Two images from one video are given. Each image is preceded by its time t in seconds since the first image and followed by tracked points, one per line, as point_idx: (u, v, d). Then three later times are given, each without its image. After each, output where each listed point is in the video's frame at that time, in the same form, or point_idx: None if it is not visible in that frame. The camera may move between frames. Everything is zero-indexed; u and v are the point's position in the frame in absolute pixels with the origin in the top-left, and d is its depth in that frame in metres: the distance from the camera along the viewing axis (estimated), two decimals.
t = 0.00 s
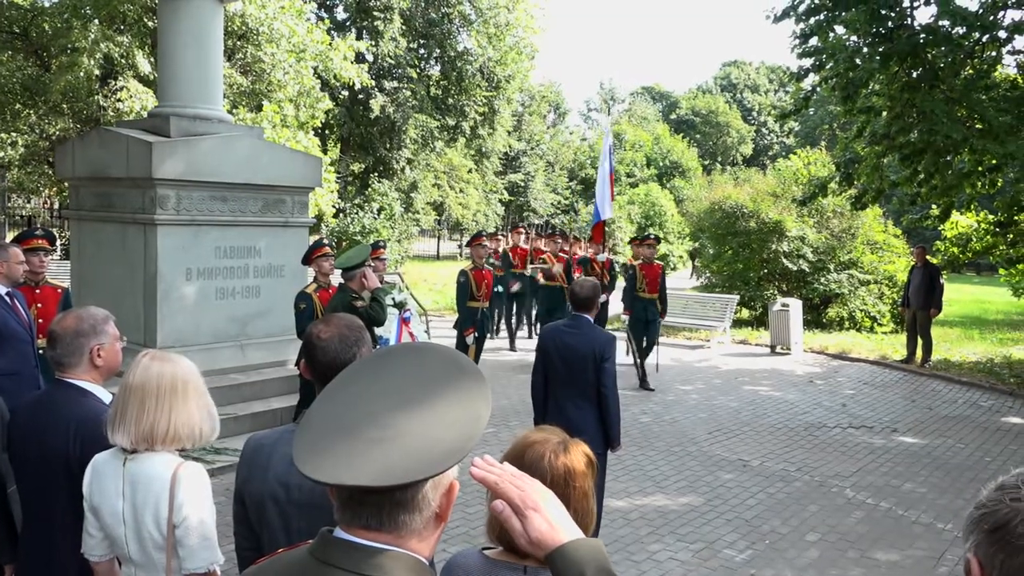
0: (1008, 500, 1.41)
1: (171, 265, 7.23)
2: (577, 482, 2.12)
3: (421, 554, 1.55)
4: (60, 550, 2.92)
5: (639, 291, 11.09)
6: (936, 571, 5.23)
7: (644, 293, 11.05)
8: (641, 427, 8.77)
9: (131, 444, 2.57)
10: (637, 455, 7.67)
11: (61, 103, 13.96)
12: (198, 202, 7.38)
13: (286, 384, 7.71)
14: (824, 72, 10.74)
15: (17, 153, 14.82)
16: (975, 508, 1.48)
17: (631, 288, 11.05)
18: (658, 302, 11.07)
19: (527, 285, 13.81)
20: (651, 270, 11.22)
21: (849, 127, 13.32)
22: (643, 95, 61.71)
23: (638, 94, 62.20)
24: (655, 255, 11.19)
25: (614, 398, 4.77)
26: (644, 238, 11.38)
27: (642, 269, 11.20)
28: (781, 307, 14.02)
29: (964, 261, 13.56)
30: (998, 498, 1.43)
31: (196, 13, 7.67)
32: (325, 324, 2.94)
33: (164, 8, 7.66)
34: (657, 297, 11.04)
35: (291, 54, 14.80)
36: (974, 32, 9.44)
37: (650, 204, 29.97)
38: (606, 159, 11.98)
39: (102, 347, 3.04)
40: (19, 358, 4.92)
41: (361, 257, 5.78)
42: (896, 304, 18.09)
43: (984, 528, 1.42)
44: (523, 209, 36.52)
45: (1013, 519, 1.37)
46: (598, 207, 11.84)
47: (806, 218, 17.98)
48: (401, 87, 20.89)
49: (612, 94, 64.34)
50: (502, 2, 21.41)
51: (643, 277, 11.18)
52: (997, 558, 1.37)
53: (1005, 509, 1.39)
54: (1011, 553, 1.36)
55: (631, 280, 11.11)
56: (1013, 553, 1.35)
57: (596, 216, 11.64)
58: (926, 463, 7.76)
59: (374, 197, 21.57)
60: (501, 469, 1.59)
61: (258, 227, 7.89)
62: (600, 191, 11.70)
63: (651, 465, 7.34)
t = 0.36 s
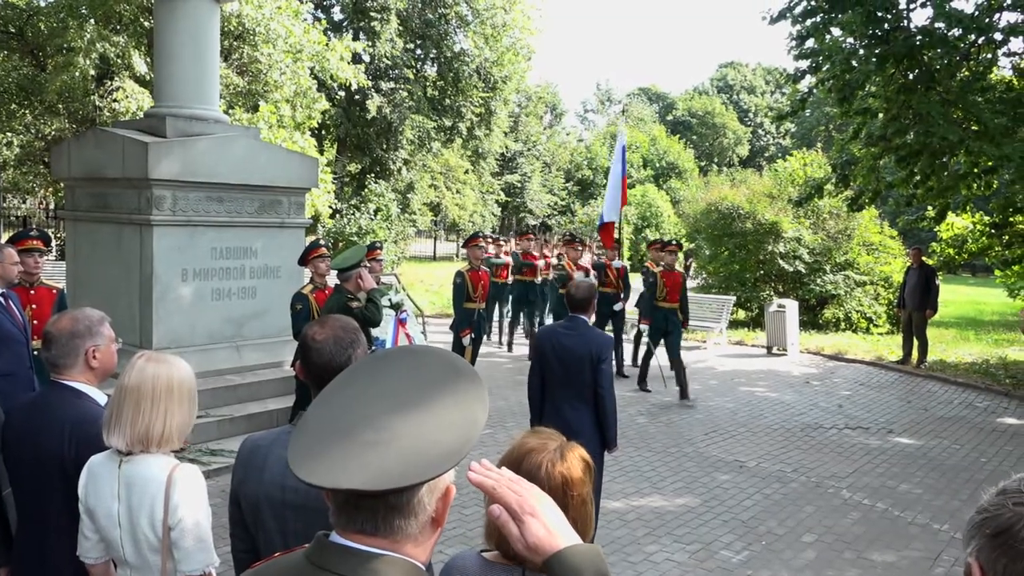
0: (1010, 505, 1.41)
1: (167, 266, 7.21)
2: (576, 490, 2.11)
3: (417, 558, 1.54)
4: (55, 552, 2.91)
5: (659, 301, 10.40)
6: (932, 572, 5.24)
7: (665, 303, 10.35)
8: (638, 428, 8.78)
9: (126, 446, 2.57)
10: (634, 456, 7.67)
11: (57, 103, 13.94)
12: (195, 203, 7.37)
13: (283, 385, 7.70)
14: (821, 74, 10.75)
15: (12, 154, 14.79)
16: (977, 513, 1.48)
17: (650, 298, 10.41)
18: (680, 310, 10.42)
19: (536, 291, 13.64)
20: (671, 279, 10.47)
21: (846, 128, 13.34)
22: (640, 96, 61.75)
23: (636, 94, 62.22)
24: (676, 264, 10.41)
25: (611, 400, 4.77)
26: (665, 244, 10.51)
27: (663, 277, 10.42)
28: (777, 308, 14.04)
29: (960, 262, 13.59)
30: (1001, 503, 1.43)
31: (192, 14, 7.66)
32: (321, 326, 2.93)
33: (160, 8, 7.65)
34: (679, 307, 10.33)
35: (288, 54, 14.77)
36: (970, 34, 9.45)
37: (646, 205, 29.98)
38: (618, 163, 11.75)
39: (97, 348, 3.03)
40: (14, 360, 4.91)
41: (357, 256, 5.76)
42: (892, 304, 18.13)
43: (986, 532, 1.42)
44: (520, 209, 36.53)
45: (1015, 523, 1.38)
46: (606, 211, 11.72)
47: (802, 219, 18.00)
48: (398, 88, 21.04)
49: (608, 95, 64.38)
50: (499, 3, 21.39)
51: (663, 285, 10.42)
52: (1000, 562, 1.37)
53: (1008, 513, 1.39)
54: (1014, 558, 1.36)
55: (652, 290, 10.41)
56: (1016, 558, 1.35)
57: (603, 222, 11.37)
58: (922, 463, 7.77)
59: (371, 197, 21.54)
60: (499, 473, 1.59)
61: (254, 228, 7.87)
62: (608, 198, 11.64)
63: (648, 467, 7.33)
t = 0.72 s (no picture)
0: (993, 508, 1.42)
1: (163, 267, 7.20)
2: (572, 496, 2.10)
3: (413, 564, 1.54)
4: (50, 554, 2.90)
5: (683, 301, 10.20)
6: (930, 573, 5.24)
7: (689, 305, 10.20)
8: (636, 429, 8.77)
9: (121, 448, 2.55)
10: (631, 457, 7.67)
11: (53, 104, 13.91)
12: (191, 204, 7.35)
13: (280, 386, 7.69)
14: (817, 75, 10.76)
15: (8, 155, 14.75)
16: (965, 516, 1.48)
17: (674, 298, 10.15)
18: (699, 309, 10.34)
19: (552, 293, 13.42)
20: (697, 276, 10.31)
21: (842, 129, 13.36)
22: (637, 97, 61.81)
23: (633, 95, 62.26)
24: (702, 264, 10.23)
25: (608, 401, 4.75)
26: (690, 242, 10.24)
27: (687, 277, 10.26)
28: (774, 310, 14.05)
29: (957, 263, 13.62)
30: (986, 507, 1.44)
31: (189, 14, 7.65)
32: (316, 329, 2.93)
33: (157, 8, 7.63)
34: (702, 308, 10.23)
35: (285, 55, 14.76)
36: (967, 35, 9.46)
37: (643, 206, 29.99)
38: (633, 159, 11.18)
39: (93, 350, 3.02)
40: (10, 362, 4.89)
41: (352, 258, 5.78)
42: (889, 305, 18.15)
43: (971, 535, 1.43)
44: (517, 210, 36.54)
45: (997, 527, 1.38)
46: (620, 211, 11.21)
47: (799, 220, 18.02)
48: (395, 88, 21.11)
49: (605, 96, 64.37)
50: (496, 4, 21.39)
51: (689, 286, 10.18)
52: (984, 565, 1.38)
53: (990, 517, 1.41)
54: (996, 562, 1.37)
55: (677, 290, 10.15)
56: (999, 562, 1.36)
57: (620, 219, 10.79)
58: (919, 464, 7.77)
59: (368, 199, 21.48)
60: (497, 478, 1.58)
61: (251, 229, 7.86)
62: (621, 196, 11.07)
63: (645, 468, 7.33)
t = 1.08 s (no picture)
0: (961, 515, 1.41)
1: (164, 269, 7.20)
2: (575, 501, 2.10)
3: (416, 571, 1.54)
4: (51, 556, 2.89)
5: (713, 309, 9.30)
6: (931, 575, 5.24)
7: (720, 313, 9.26)
8: (636, 431, 8.77)
9: (123, 451, 2.55)
10: (632, 459, 7.66)
11: (54, 106, 13.91)
12: (192, 206, 7.36)
13: (281, 388, 7.68)
14: (817, 76, 10.76)
15: (8, 156, 14.74)
16: (941, 520, 1.49)
17: (703, 308, 9.29)
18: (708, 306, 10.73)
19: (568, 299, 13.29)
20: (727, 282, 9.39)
21: (843, 131, 13.36)
22: (638, 98, 61.84)
23: (633, 97, 62.29)
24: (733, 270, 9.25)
25: (609, 403, 4.75)
26: (719, 247, 9.31)
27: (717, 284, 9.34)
28: (775, 311, 14.05)
29: (957, 264, 13.62)
30: (957, 512, 1.44)
31: (190, 16, 7.65)
32: (317, 333, 2.92)
33: (158, 9, 7.63)
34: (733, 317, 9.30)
35: (286, 57, 14.77)
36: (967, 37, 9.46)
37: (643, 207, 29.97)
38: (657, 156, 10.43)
39: (97, 353, 3.02)
40: (11, 364, 4.89)
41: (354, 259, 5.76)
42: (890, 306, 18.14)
43: (943, 541, 1.44)
44: (517, 211, 36.55)
45: (963, 535, 1.39)
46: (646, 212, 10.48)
47: (800, 221, 18.03)
48: (395, 90, 21.11)
49: (606, 97, 64.38)
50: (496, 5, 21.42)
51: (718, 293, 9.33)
52: (954, 572, 1.39)
53: (957, 524, 1.41)
54: (962, 570, 1.37)
55: (707, 298, 9.26)
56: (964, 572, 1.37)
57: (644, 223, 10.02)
58: (920, 466, 7.77)
59: (368, 200, 21.48)
60: (501, 484, 1.58)
61: (251, 231, 7.86)
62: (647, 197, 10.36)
63: (646, 470, 7.33)
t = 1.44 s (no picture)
0: (969, 518, 1.41)
1: (160, 271, 7.18)
2: (571, 504, 2.09)
3: None
4: (48, 558, 2.89)
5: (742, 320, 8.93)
6: None
7: (749, 325, 8.91)
8: (633, 432, 8.78)
9: (120, 453, 2.54)
10: (629, 460, 7.67)
11: (49, 108, 13.89)
12: (188, 208, 7.35)
13: (277, 391, 7.68)
14: (812, 77, 10.79)
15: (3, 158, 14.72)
16: (944, 523, 1.49)
17: (732, 318, 8.97)
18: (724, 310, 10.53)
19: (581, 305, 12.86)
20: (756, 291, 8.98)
21: (838, 132, 13.39)
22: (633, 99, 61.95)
23: (629, 98, 62.40)
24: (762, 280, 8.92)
25: (606, 406, 4.75)
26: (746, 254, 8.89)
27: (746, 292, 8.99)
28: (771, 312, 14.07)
29: (952, 265, 13.66)
30: (962, 514, 1.44)
31: (186, 18, 7.65)
32: (314, 336, 2.91)
33: (153, 11, 7.61)
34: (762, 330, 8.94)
35: (281, 58, 14.76)
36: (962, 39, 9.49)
37: (639, 208, 30.00)
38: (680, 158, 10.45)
39: (94, 357, 3.01)
40: (6, 367, 4.87)
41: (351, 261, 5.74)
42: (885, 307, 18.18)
43: (948, 545, 1.44)
44: (513, 213, 36.56)
45: (971, 538, 1.38)
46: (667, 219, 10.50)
47: (796, 223, 18.08)
48: (391, 91, 21.10)
49: (601, 98, 64.45)
50: (492, 7, 21.45)
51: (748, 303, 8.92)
52: (962, 574, 1.39)
53: (964, 528, 1.41)
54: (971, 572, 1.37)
55: (736, 307, 8.95)
56: None
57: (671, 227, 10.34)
58: (916, 467, 7.78)
59: (364, 202, 21.52)
60: (498, 488, 1.58)
61: (247, 233, 7.85)
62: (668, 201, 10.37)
63: (643, 471, 7.33)
